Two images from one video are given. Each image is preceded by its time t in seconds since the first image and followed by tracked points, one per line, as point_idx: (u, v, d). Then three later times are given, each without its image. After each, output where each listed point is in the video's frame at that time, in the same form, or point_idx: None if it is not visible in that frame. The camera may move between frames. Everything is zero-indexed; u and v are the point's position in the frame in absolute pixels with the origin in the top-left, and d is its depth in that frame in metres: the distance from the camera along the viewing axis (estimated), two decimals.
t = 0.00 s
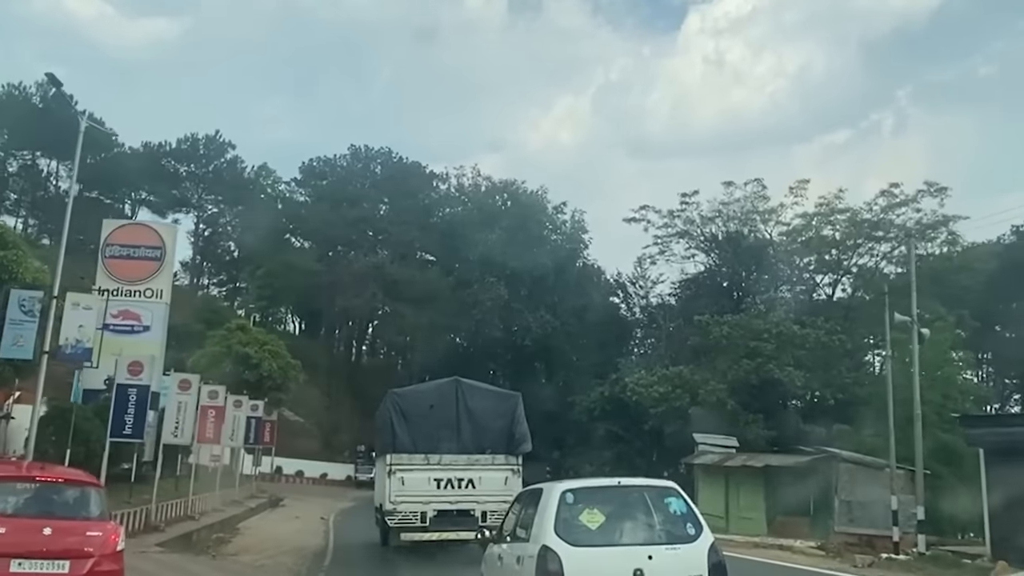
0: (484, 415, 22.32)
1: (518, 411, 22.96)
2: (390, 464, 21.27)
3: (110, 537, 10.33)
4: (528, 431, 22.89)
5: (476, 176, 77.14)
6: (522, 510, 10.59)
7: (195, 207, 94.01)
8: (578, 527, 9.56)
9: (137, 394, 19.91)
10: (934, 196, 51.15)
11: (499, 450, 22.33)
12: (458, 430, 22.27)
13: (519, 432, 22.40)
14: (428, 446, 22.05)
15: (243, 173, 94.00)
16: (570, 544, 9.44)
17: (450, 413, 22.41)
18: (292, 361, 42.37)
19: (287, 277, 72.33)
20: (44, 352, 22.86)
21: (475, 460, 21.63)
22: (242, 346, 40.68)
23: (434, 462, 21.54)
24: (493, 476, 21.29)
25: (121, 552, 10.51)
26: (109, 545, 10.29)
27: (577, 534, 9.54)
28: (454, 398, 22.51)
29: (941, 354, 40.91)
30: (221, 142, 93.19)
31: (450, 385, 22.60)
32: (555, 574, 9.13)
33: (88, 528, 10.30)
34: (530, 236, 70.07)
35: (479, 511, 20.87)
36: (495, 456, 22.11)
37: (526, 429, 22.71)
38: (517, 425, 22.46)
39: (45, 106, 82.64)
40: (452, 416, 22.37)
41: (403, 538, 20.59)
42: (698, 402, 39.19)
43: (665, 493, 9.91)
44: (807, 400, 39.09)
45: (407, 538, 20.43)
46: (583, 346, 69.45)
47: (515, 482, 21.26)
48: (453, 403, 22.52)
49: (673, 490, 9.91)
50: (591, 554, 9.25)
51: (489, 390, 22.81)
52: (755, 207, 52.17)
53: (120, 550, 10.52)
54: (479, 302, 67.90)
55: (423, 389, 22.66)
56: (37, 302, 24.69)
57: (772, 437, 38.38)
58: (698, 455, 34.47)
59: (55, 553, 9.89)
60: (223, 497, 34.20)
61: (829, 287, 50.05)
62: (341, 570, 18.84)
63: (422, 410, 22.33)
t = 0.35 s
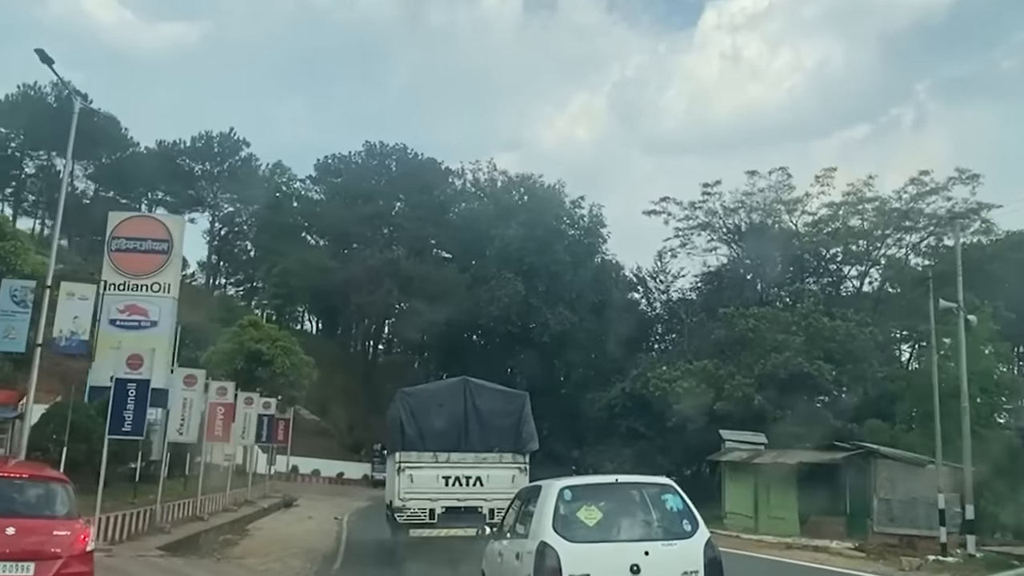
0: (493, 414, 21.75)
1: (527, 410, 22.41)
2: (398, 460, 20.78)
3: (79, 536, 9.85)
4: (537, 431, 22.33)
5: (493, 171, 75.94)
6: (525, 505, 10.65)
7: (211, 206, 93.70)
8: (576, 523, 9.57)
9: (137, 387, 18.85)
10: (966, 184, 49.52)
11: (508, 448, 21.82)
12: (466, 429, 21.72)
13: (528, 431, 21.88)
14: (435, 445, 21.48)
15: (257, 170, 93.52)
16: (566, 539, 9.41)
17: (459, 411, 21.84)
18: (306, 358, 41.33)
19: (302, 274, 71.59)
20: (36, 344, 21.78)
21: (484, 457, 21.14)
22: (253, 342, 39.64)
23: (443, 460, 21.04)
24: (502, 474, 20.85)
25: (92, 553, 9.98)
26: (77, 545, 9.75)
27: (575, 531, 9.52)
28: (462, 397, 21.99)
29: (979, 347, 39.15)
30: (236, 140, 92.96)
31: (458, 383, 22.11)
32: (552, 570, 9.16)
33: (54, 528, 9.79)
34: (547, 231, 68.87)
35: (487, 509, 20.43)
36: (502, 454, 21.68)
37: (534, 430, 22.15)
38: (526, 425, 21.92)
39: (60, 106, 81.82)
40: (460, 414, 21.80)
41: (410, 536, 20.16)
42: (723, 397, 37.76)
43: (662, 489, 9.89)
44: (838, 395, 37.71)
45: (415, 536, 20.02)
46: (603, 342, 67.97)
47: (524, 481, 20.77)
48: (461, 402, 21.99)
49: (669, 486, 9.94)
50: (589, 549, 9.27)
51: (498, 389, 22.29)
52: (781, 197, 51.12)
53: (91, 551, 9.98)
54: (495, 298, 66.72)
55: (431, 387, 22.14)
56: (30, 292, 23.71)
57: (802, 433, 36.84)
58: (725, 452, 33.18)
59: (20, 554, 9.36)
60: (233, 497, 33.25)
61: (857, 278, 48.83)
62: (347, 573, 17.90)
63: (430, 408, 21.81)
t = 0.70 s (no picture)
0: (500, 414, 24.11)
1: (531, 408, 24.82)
2: (408, 458, 22.37)
3: (33, 533, 9.16)
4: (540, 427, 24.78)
5: (509, 165, 74.56)
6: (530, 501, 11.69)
7: (226, 205, 92.98)
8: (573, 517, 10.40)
9: (132, 380, 17.73)
10: (1001, 168, 47.51)
11: (513, 446, 24.19)
12: (475, 427, 24.04)
13: (532, 429, 24.26)
14: (445, 442, 23.81)
15: (272, 168, 92.77)
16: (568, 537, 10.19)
17: (467, 410, 24.15)
18: (319, 355, 40.18)
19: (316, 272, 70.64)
20: (25, 336, 20.68)
21: (492, 455, 22.96)
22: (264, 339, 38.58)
23: (451, 458, 22.68)
24: (509, 472, 22.87)
25: (43, 551, 9.32)
26: (31, 545, 9.07)
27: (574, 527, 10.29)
28: (470, 397, 24.25)
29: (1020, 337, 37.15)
30: (250, 138, 92.27)
31: (466, 384, 24.25)
32: (551, 566, 9.93)
33: (3, 528, 8.93)
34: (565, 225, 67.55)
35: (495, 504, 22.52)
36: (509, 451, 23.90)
37: (539, 426, 24.59)
38: (531, 423, 24.27)
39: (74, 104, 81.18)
40: (468, 413, 24.12)
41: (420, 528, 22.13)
42: (751, 392, 35.85)
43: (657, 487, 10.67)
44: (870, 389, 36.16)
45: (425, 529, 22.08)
46: (623, 337, 66.43)
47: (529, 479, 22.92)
48: (469, 401, 24.27)
49: (663, 483, 10.76)
50: (588, 545, 10.07)
51: (503, 389, 24.52)
52: (805, 185, 49.47)
53: (42, 548, 9.30)
54: (512, 293, 65.40)
55: (439, 387, 24.24)
56: (15, 280, 22.28)
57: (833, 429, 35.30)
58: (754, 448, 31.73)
59: None
60: (243, 496, 32.21)
61: (887, 269, 46.97)
62: None
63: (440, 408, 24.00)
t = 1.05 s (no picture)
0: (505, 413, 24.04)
1: (538, 407, 24.76)
2: (414, 457, 22.23)
3: None
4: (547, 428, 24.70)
5: (523, 159, 73.11)
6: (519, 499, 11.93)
7: (238, 204, 92.07)
8: (568, 515, 10.63)
9: (121, 374, 16.55)
10: None
11: (520, 445, 24.16)
12: (481, 426, 24.06)
13: (538, 429, 24.25)
14: (452, 441, 23.95)
15: (283, 166, 91.84)
16: (563, 533, 10.37)
17: (473, 410, 24.18)
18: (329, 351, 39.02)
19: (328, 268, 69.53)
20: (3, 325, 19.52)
21: (498, 455, 22.59)
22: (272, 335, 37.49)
23: (457, 456, 22.45)
24: (515, 470, 22.38)
25: None
26: None
27: (569, 524, 10.50)
28: (476, 397, 24.24)
29: None
30: (262, 135, 91.28)
31: (472, 384, 24.29)
32: (546, 561, 10.13)
33: None
34: (580, 219, 66.07)
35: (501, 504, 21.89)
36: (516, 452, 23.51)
37: (545, 425, 24.55)
38: (537, 423, 24.23)
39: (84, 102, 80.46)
40: (474, 413, 24.15)
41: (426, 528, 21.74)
42: (778, 388, 34.30)
43: (652, 484, 10.95)
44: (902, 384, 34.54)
45: (430, 528, 21.61)
46: (641, 333, 64.96)
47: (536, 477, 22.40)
48: (476, 401, 24.25)
49: (658, 481, 10.93)
50: (582, 541, 10.27)
51: (510, 389, 24.47)
52: (830, 173, 47.88)
53: None
54: (527, 289, 63.97)
55: (447, 387, 24.39)
56: None
57: (863, 426, 33.71)
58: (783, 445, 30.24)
59: None
60: (250, 497, 31.13)
61: (916, 260, 45.14)
62: None
63: (447, 407, 24.08)
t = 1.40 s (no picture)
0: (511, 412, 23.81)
1: (544, 409, 24.50)
2: (421, 455, 21.78)
3: None
4: (553, 429, 24.44)
5: (535, 153, 71.76)
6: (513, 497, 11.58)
7: (249, 203, 91.31)
8: (561, 513, 10.48)
9: (105, 367, 15.46)
10: None
11: (525, 446, 23.80)
12: (487, 426, 23.81)
13: (544, 429, 23.97)
14: (458, 441, 23.69)
15: (293, 164, 91.02)
16: (553, 530, 10.23)
17: (479, 410, 23.99)
18: (337, 348, 37.86)
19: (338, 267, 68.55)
20: None
21: (503, 455, 21.90)
22: (276, 331, 36.30)
23: (463, 456, 21.97)
24: (521, 470, 21.66)
25: None
26: None
27: (561, 522, 10.36)
28: (481, 396, 24.06)
29: None
30: (272, 133, 90.47)
31: (478, 384, 24.18)
32: (537, 557, 10.00)
33: None
34: (593, 214, 64.73)
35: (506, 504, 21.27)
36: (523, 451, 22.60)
37: (549, 426, 24.33)
38: (542, 422, 24.00)
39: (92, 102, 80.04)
40: (480, 413, 23.97)
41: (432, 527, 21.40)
42: (802, 383, 32.96)
43: (645, 483, 10.81)
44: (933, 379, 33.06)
45: (435, 527, 21.24)
46: (656, 330, 63.56)
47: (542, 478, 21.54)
48: (481, 401, 24.07)
49: (651, 480, 10.80)
50: (573, 539, 10.12)
51: (515, 388, 24.33)
52: (853, 163, 46.27)
53: None
54: (539, 285, 62.73)
55: (453, 387, 24.31)
56: None
57: (892, 423, 32.29)
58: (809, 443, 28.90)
59: None
60: (254, 499, 30.07)
61: (942, 253, 43.49)
62: None
63: (453, 407, 23.94)
